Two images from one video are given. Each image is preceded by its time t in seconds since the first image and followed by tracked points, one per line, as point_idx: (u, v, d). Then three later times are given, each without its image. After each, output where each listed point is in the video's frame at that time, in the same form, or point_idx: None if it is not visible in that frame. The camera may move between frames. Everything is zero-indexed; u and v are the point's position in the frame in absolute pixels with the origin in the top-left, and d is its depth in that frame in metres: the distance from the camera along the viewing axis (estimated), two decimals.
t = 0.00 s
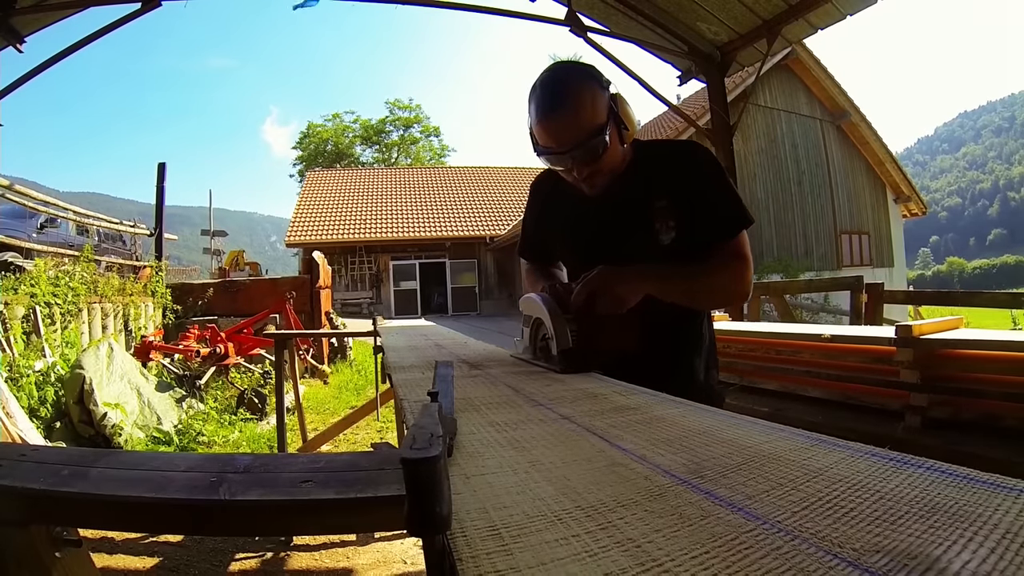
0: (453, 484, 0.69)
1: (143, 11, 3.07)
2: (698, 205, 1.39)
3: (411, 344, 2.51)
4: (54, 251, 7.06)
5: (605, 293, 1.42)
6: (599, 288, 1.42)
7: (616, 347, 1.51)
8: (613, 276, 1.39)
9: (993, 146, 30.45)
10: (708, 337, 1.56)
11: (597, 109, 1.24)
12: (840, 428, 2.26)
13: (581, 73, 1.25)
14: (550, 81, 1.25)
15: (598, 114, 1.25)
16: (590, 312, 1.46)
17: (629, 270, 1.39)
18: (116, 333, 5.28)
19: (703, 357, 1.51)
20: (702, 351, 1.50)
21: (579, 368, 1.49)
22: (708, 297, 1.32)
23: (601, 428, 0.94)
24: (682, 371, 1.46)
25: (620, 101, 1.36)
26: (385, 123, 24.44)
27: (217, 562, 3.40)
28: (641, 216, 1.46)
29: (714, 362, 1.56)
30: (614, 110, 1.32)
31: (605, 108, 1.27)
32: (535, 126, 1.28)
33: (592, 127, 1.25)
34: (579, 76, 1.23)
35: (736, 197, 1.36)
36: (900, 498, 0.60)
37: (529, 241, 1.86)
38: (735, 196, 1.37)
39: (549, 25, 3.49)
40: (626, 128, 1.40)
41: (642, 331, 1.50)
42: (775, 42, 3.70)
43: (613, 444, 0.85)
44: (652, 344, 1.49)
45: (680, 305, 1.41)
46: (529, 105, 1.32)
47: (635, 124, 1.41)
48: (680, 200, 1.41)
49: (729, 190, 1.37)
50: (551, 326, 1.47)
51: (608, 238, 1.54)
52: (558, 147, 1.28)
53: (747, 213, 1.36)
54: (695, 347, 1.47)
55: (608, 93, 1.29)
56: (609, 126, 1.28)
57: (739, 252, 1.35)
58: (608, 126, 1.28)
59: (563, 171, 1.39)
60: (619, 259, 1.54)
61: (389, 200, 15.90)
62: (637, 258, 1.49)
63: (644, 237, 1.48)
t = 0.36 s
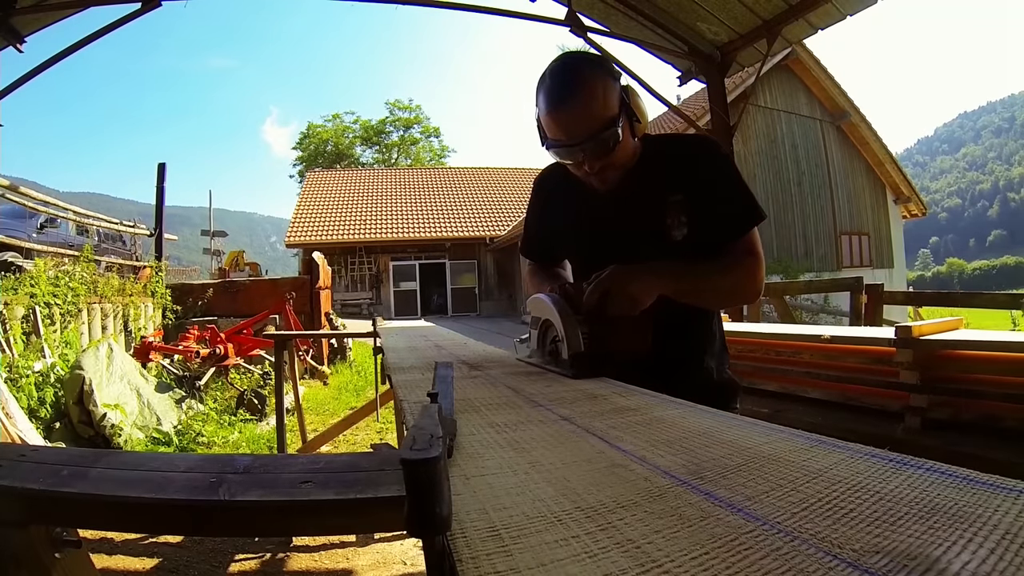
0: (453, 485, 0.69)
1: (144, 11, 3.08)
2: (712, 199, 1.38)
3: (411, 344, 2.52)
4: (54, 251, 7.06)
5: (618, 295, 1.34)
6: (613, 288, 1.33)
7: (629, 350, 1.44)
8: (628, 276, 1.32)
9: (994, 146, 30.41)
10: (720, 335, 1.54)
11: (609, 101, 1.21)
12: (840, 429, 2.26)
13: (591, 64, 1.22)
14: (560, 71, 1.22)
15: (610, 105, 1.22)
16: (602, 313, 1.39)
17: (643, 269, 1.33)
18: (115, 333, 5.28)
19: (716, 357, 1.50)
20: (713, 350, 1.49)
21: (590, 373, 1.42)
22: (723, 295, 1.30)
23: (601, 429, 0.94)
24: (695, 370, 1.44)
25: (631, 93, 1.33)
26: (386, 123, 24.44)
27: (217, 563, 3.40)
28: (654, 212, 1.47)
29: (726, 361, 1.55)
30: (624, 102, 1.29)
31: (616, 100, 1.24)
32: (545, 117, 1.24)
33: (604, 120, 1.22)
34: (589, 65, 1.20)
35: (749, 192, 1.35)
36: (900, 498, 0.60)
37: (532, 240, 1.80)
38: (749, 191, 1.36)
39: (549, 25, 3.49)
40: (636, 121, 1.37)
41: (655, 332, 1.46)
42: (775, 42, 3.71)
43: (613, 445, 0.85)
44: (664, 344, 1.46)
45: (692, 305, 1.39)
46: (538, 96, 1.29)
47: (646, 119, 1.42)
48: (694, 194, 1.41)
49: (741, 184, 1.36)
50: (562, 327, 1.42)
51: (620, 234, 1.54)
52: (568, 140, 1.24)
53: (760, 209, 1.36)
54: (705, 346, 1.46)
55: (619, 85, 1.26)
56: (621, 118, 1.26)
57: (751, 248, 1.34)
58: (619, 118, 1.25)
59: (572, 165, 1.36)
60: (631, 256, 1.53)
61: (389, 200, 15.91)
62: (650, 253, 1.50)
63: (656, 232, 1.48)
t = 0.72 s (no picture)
0: (453, 484, 0.69)
1: (144, 11, 3.08)
2: (737, 196, 1.30)
3: (412, 344, 2.52)
4: (54, 251, 7.06)
5: (634, 295, 1.28)
6: (629, 288, 1.27)
7: (644, 353, 1.39)
8: (644, 275, 1.25)
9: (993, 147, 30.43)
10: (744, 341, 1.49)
11: (632, 86, 1.17)
12: (840, 429, 2.27)
13: (614, 48, 1.18)
14: (581, 54, 1.17)
15: (633, 90, 1.18)
16: (616, 314, 1.33)
17: (659, 266, 1.26)
18: (115, 333, 5.28)
19: (738, 365, 1.43)
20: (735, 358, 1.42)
21: (606, 378, 1.36)
22: (746, 298, 1.22)
23: (601, 429, 0.94)
24: (715, 377, 1.39)
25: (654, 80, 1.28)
26: (386, 123, 24.46)
27: (217, 563, 3.40)
28: (676, 208, 1.41)
29: (750, 370, 1.48)
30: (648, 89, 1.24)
31: (639, 86, 1.19)
32: (564, 102, 1.20)
33: (627, 105, 1.17)
34: (611, 47, 1.15)
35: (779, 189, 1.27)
36: (900, 498, 0.60)
37: (551, 237, 1.76)
38: (776, 188, 1.28)
39: (549, 25, 3.49)
40: (660, 111, 1.32)
41: (671, 334, 1.41)
42: (775, 42, 3.72)
43: (613, 445, 0.85)
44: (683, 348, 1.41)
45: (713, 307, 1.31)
46: (557, 82, 1.24)
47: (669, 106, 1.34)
48: (716, 189, 1.34)
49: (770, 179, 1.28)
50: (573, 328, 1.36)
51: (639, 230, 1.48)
52: (588, 126, 1.20)
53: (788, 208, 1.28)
54: (727, 353, 1.40)
55: (642, 71, 1.21)
56: (644, 105, 1.21)
57: (778, 250, 1.26)
58: (643, 104, 1.20)
59: (593, 154, 1.31)
60: (649, 254, 1.48)
61: (389, 200, 15.91)
62: (670, 251, 1.44)
63: (677, 229, 1.42)
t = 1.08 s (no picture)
0: (453, 485, 0.69)
1: (144, 11, 3.07)
2: (752, 193, 1.28)
3: (412, 344, 2.52)
4: (54, 251, 7.06)
5: (649, 294, 1.25)
6: (644, 287, 1.24)
7: (659, 353, 1.37)
8: (660, 274, 1.23)
9: (993, 146, 30.44)
10: (758, 342, 1.48)
11: (645, 79, 1.13)
12: (840, 429, 2.27)
13: (626, 38, 1.13)
14: (591, 45, 1.12)
15: (646, 82, 1.14)
16: (630, 314, 1.30)
17: (673, 265, 1.25)
18: (115, 333, 5.28)
19: (752, 365, 1.41)
20: (748, 358, 1.40)
21: (620, 381, 1.32)
22: (761, 298, 1.21)
23: (601, 429, 0.94)
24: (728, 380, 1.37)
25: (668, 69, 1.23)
26: (385, 123, 24.45)
27: (216, 563, 3.39)
28: (688, 204, 1.38)
29: (765, 372, 1.46)
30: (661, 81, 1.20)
31: (652, 77, 1.15)
32: (573, 95, 1.16)
33: (639, 100, 1.14)
34: (623, 38, 1.11)
35: (794, 186, 1.25)
36: (900, 498, 0.60)
37: (556, 235, 1.74)
38: (791, 185, 1.26)
39: (549, 25, 3.48)
40: (675, 103, 1.28)
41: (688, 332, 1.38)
42: (775, 42, 3.72)
43: (613, 445, 0.85)
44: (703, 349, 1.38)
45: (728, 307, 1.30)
46: (565, 73, 1.20)
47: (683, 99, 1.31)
48: (729, 183, 1.32)
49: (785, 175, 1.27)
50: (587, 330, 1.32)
51: (649, 227, 1.46)
52: (599, 122, 1.16)
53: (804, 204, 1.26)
54: (740, 354, 1.38)
55: (655, 61, 1.17)
56: (657, 98, 1.17)
57: (794, 248, 1.24)
58: (656, 98, 1.16)
59: (602, 149, 1.28)
60: (660, 251, 1.45)
61: (389, 200, 15.90)
62: (682, 248, 1.42)
63: (689, 226, 1.39)
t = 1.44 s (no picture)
0: (453, 485, 0.69)
1: (144, 11, 3.08)
2: (768, 189, 1.22)
3: (412, 344, 2.52)
4: (54, 251, 7.06)
5: (666, 291, 1.18)
6: (660, 285, 1.17)
7: (674, 355, 1.30)
8: (678, 271, 1.17)
9: (993, 146, 30.43)
10: (770, 342, 1.43)
11: (661, 69, 1.07)
12: (840, 429, 2.27)
13: (640, 24, 1.07)
14: (604, 30, 1.05)
15: (662, 72, 1.08)
16: (647, 315, 1.23)
17: (691, 261, 1.19)
18: (115, 333, 5.28)
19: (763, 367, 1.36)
20: (761, 361, 1.35)
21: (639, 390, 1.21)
22: (778, 299, 1.15)
23: (601, 429, 0.94)
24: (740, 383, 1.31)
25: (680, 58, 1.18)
26: (385, 124, 24.46)
27: (216, 563, 3.39)
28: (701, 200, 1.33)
29: (776, 373, 1.41)
30: (675, 71, 1.14)
31: (668, 67, 1.10)
32: (585, 85, 1.09)
33: (655, 91, 1.08)
34: (639, 24, 1.04)
35: (811, 183, 1.19)
36: (900, 498, 0.60)
37: (562, 231, 1.69)
38: (809, 181, 1.21)
39: (549, 25, 3.48)
40: (687, 94, 1.22)
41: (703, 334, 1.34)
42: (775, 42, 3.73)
43: (613, 445, 0.85)
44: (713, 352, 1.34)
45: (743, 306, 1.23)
46: (576, 59, 1.13)
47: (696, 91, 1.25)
48: (746, 180, 1.26)
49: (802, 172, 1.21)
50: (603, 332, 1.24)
51: (660, 223, 1.41)
52: (613, 113, 1.10)
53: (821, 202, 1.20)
54: (752, 356, 1.33)
55: (670, 50, 1.11)
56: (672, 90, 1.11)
57: (810, 247, 1.19)
58: (672, 89, 1.10)
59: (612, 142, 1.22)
60: (672, 248, 1.41)
61: (390, 201, 15.90)
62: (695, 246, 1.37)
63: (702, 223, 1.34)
